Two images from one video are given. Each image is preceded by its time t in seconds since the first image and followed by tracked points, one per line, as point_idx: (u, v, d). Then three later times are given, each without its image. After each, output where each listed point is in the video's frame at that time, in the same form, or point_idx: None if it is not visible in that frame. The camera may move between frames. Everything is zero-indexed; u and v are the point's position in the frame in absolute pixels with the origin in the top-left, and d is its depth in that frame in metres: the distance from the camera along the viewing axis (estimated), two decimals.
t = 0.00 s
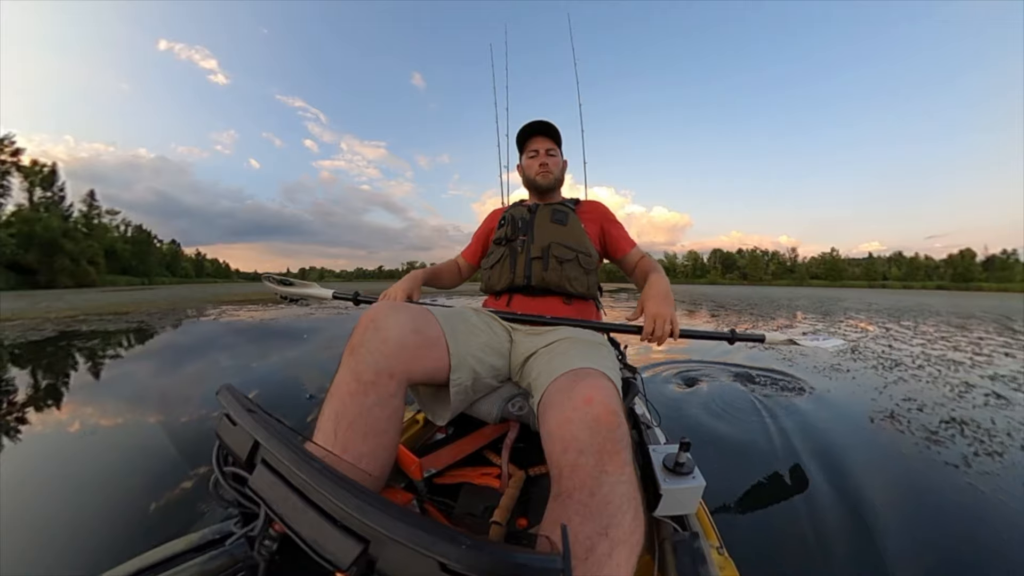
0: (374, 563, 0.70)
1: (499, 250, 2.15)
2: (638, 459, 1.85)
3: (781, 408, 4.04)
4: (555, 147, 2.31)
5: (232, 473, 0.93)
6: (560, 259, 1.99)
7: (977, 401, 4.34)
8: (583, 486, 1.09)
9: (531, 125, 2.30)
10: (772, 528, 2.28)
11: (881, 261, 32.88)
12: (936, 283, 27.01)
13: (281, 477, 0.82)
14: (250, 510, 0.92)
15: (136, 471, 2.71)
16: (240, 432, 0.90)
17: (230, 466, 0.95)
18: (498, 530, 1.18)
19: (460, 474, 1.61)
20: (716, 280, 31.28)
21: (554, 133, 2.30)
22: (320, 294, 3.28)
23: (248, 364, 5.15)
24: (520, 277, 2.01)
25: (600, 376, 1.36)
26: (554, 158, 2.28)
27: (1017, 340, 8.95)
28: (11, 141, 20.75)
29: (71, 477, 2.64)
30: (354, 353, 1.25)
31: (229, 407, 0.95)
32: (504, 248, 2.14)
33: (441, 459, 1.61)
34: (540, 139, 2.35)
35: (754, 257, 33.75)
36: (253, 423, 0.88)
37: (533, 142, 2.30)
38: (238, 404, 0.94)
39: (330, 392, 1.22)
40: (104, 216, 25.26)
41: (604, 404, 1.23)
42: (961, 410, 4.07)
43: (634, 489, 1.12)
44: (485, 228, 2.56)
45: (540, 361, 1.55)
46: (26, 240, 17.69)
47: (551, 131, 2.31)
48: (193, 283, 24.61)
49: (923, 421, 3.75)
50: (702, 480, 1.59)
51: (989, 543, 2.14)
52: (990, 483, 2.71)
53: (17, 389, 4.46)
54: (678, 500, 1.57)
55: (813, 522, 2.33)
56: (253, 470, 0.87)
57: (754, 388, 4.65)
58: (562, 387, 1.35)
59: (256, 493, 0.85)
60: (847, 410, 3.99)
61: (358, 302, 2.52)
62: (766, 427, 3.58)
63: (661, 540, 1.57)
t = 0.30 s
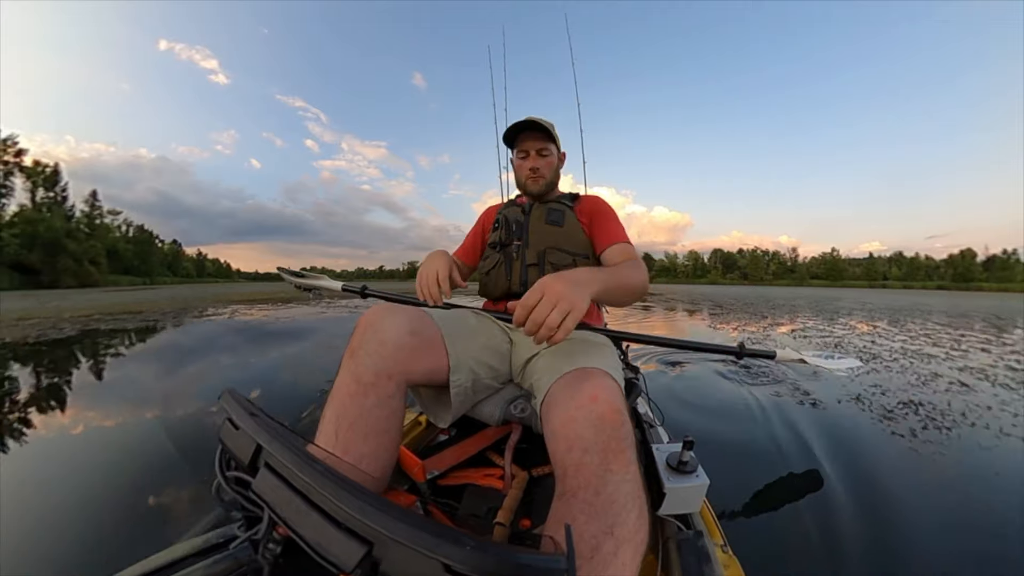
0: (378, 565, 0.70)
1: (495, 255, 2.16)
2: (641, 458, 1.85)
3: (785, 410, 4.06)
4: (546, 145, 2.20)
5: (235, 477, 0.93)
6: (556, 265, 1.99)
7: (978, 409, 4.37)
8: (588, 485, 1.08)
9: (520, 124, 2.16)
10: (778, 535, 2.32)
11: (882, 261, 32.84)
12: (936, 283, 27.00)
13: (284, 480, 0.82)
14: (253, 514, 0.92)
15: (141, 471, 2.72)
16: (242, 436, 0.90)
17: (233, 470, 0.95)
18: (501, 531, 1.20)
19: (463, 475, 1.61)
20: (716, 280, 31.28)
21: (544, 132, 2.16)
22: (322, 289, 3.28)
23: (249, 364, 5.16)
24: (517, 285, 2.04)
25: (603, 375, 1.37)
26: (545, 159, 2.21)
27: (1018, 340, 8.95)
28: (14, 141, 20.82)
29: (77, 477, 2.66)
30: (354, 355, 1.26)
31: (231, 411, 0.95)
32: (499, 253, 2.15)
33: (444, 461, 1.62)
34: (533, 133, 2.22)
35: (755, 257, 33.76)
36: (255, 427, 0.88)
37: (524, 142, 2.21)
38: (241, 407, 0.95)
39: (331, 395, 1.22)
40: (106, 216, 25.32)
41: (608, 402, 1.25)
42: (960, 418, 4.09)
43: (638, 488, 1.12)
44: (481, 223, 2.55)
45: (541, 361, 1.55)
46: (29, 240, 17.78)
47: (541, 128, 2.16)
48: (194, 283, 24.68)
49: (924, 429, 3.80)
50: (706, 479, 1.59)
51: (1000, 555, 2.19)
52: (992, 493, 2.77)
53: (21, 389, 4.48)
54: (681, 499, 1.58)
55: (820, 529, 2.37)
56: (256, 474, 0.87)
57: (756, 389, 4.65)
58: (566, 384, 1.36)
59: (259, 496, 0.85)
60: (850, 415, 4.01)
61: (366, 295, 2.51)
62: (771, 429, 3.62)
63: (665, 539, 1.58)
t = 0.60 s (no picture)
0: (383, 566, 0.70)
1: (481, 269, 2.08)
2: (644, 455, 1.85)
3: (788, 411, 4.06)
4: (531, 116, 2.03)
5: (238, 480, 0.93)
6: (543, 286, 1.91)
7: (979, 413, 4.37)
8: (595, 483, 1.09)
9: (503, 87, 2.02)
10: (782, 539, 2.29)
11: (883, 261, 32.81)
12: (937, 283, 26.99)
13: (287, 482, 0.82)
14: (257, 515, 0.92)
15: (145, 470, 2.73)
16: (245, 439, 0.90)
17: (236, 473, 0.94)
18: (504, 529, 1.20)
19: (466, 475, 1.61)
20: (717, 280, 31.28)
21: (528, 99, 2.01)
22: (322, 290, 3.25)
23: (251, 363, 5.17)
24: (505, 306, 2.00)
25: (609, 374, 1.36)
26: (528, 130, 2.02)
27: (1018, 340, 8.95)
28: (16, 142, 20.86)
29: (82, 476, 2.67)
30: (353, 358, 1.26)
31: (234, 413, 0.95)
32: (483, 267, 2.09)
33: (447, 462, 1.63)
34: (517, 104, 2.07)
35: (755, 257, 33.74)
36: (258, 429, 0.89)
37: (508, 111, 2.06)
38: (243, 410, 0.95)
39: (330, 397, 1.22)
40: (108, 216, 25.38)
41: (616, 401, 1.23)
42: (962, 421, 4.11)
43: (644, 485, 1.14)
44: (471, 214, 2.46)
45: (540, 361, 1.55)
46: (32, 240, 17.87)
47: (524, 94, 2.01)
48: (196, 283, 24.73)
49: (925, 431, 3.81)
50: (709, 476, 1.59)
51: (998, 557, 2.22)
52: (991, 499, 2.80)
53: (24, 389, 4.49)
54: (685, 496, 1.58)
55: (824, 534, 2.35)
56: (259, 476, 0.87)
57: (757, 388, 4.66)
58: (572, 383, 1.34)
59: (264, 498, 0.85)
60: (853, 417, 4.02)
61: (369, 298, 2.47)
62: (774, 429, 3.62)
63: (669, 536, 1.59)
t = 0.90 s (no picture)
0: (389, 566, 0.71)
1: (474, 278, 2.11)
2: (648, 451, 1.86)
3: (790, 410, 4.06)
4: (517, 101, 2.02)
5: (243, 483, 0.94)
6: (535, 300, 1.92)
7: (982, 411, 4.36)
8: (610, 481, 1.09)
9: (491, 67, 2.01)
10: (787, 540, 2.27)
11: (885, 260, 32.76)
12: (939, 283, 26.95)
13: (292, 485, 0.83)
14: (262, 518, 0.92)
15: (150, 469, 2.74)
16: (249, 441, 0.91)
17: (241, 475, 0.95)
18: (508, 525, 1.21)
19: (470, 474, 1.59)
20: (719, 280, 31.27)
21: (515, 80, 2.00)
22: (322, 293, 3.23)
23: (253, 362, 5.20)
24: (499, 315, 2.04)
25: (622, 368, 1.34)
26: (513, 115, 2.01)
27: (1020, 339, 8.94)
28: (19, 143, 20.95)
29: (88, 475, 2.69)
30: (353, 359, 1.27)
31: (238, 416, 0.96)
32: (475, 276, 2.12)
33: (451, 461, 1.62)
34: (504, 86, 2.06)
35: (756, 257, 33.72)
36: (262, 432, 0.89)
37: (496, 93, 2.05)
38: (247, 413, 0.95)
39: (332, 398, 1.23)
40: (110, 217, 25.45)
41: (631, 396, 1.20)
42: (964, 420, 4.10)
43: (658, 480, 1.15)
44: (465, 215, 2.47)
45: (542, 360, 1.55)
46: (35, 240, 17.96)
47: (508, 76, 2.01)
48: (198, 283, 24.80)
49: (927, 430, 3.81)
50: (713, 472, 1.60)
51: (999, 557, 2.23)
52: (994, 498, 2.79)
53: (29, 388, 4.51)
54: (689, 492, 1.59)
55: (828, 534, 2.34)
56: (264, 478, 0.88)
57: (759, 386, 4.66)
58: (586, 377, 1.30)
59: (268, 501, 0.86)
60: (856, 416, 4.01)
61: (371, 302, 2.44)
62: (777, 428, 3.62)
63: (675, 532, 1.60)
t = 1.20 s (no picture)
0: (387, 566, 0.71)
1: (477, 277, 2.10)
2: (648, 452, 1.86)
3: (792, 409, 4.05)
4: (512, 102, 2.04)
5: (243, 481, 0.94)
6: (539, 295, 1.92)
7: (983, 414, 4.36)
8: (611, 476, 1.10)
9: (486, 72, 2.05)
10: (788, 540, 2.26)
11: (885, 261, 32.73)
12: (940, 283, 26.92)
13: (292, 484, 0.83)
14: (261, 518, 0.92)
15: (151, 469, 2.75)
16: (249, 440, 0.91)
17: (241, 474, 0.95)
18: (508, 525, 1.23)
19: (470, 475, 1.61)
20: (719, 280, 31.26)
21: (509, 83, 2.02)
22: (322, 295, 3.21)
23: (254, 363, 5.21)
24: (503, 314, 2.02)
25: (623, 365, 1.36)
26: (510, 118, 2.02)
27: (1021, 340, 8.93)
28: (23, 143, 21.05)
29: (91, 475, 2.69)
30: (353, 359, 1.28)
31: (238, 415, 0.96)
32: (478, 274, 2.11)
33: (451, 462, 1.62)
34: (500, 89, 2.08)
35: (757, 257, 33.70)
36: (262, 431, 0.90)
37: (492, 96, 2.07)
38: (247, 412, 0.95)
39: (332, 398, 1.24)
40: (113, 217, 25.55)
41: (632, 391, 1.23)
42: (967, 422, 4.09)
43: (660, 476, 1.16)
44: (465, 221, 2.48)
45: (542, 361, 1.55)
46: (39, 240, 18.04)
47: (504, 81, 2.04)
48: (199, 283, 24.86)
49: (929, 430, 3.80)
50: (713, 473, 1.60)
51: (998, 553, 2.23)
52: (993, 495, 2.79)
53: (32, 388, 4.53)
54: (689, 493, 1.59)
55: (830, 533, 2.34)
56: (263, 477, 0.88)
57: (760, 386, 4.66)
58: (588, 374, 1.33)
59: (267, 501, 0.86)
60: (857, 415, 4.01)
61: (372, 304, 2.43)
62: (778, 427, 3.61)
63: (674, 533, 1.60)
